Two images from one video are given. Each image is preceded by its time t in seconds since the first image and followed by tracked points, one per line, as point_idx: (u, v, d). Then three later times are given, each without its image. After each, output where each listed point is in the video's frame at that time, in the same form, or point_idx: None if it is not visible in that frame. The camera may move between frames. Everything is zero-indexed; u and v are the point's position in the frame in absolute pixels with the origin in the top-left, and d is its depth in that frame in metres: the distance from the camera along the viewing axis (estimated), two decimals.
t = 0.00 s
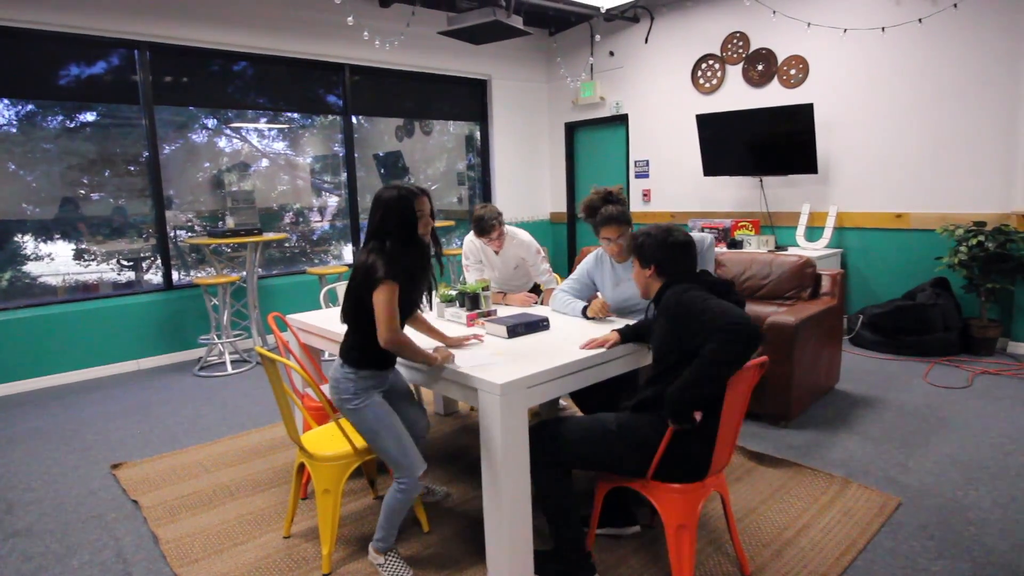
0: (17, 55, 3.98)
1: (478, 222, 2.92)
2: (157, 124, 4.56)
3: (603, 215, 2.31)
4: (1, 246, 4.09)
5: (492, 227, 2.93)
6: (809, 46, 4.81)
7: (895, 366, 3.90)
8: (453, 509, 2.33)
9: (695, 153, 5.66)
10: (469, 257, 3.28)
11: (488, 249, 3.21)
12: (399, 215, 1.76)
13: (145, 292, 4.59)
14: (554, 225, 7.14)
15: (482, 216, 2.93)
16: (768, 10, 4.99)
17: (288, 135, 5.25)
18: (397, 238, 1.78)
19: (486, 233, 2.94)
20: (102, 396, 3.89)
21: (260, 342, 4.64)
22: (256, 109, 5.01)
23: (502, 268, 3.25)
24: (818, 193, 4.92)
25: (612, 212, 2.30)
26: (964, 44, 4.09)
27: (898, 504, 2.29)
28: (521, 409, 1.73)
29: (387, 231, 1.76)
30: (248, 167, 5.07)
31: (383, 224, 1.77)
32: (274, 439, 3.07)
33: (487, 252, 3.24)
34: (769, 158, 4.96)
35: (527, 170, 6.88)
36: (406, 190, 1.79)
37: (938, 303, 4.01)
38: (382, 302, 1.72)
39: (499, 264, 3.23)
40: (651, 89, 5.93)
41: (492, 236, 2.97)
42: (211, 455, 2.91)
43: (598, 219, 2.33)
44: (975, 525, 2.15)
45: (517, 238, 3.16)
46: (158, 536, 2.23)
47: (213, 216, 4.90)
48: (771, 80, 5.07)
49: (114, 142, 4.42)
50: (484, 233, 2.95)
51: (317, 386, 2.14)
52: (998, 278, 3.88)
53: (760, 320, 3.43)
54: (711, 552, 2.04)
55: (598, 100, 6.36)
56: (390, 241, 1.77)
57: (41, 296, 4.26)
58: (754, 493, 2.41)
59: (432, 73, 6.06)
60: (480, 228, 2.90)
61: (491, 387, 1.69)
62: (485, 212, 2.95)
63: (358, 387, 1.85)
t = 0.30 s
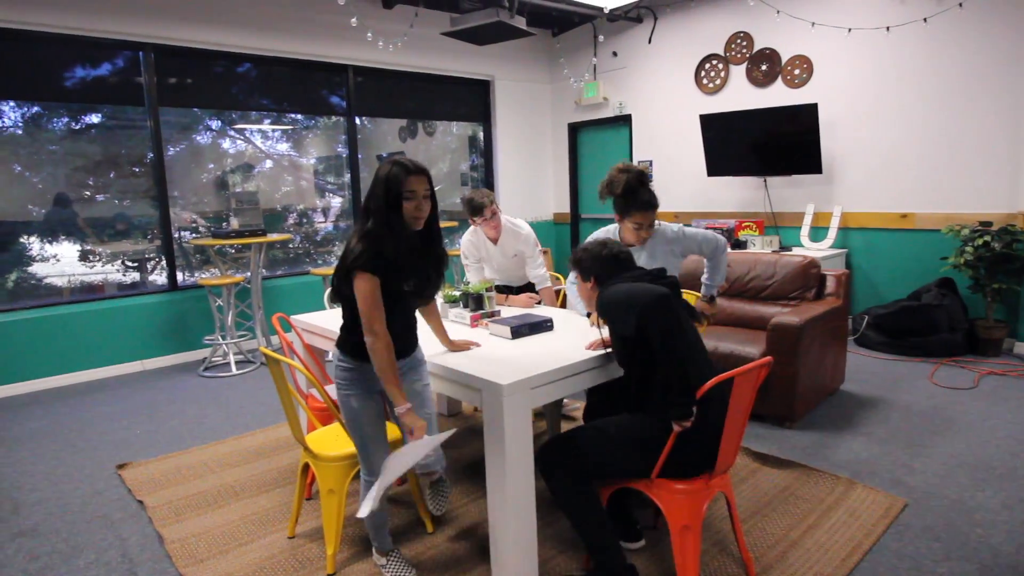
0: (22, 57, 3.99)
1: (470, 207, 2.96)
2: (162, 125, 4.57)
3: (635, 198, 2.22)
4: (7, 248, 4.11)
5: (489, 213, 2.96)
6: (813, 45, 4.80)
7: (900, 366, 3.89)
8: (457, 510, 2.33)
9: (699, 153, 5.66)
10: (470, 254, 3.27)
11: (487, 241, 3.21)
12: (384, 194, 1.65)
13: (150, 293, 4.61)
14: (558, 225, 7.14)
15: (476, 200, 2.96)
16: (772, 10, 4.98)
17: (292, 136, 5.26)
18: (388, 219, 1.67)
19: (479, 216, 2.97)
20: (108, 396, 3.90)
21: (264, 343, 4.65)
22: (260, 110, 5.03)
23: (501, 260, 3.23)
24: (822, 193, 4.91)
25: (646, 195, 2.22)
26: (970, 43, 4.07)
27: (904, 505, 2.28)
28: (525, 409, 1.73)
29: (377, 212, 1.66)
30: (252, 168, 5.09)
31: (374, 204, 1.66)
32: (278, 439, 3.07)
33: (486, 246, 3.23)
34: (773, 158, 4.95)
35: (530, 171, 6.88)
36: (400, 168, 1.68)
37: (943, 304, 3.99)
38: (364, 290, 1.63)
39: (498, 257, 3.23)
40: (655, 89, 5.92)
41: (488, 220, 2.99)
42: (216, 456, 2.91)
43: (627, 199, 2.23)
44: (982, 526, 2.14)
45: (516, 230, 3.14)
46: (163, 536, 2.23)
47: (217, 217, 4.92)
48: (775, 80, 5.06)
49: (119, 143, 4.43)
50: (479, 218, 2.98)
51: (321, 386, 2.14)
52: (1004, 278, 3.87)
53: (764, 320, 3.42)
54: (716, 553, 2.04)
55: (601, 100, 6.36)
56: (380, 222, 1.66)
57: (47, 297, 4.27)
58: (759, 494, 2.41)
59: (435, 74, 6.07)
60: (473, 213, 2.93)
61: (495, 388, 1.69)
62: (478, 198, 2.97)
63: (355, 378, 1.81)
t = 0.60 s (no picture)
0: (26, 56, 4.01)
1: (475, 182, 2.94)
2: (165, 125, 4.58)
3: (670, 172, 2.15)
4: (10, 247, 4.12)
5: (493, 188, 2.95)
6: (816, 47, 4.79)
7: (903, 368, 3.88)
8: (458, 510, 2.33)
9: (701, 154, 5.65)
10: (472, 235, 3.26)
11: (490, 222, 3.20)
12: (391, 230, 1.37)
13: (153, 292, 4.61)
14: (560, 225, 7.14)
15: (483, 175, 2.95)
16: (776, 11, 4.98)
17: (295, 136, 5.27)
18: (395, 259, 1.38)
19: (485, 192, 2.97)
20: (109, 395, 3.90)
21: (267, 342, 4.66)
22: (263, 110, 5.03)
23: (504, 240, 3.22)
24: (825, 194, 4.90)
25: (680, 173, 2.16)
26: (974, 44, 4.06)
27: (907, 507, 2.27)
28: (527, 408, 1.73)
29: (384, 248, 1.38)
30: (255, 168, 5.09)
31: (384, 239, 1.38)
32: (280, 439, 3.08)
33: (487, 228, 3.23)
34: (777, 159, 4.94)
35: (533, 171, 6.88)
36: (416, 197, 1.37)
37: (946, 305, 3.98)
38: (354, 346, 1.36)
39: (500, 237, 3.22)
40: (658, 89, 5.92)
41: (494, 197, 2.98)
42: (218, 455, 2.92)
43: (661, 172, 2.15)
44: (984, 528, 2.13)
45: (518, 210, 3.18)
46: (166, 534, 2.24)
47: (220, 216, 4.92)
48: (778, 81, 5.05)
49: (122, 142, 4.44)
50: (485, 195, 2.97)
51: (323, 386, 2.14)
52: (1007, 280, 3.86)
53: (767, 321, 3.42)
54: (718, 554, 2.04)
55: (604, 101, 6.35)
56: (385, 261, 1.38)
57: (50, 296, 4.28)
58: (761, 496, 2.40)
59: (438, 74, 6.07)
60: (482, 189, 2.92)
61: (497, 388, 1.69)
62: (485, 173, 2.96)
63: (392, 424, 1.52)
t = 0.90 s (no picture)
0: (26, 57, 4.01)
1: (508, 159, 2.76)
2: (165, 125, 4.58)
3: (730, 148, 2.06)
4: (9, 247, 4.12)
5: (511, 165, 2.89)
6: (815, 48, 4.80)
7: (902, 368, 3.88)
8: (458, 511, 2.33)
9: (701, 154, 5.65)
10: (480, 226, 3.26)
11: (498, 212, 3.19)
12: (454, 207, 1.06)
13: (152, 293, 4.61)
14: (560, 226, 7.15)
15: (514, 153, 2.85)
16: (775, 12, 4.99)
17: (295, 137, 5.27)
18: (452, 237, 1.06)
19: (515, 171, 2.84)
20: (109, 396, 3.90)
21: (267, 342, 4.65)
22: (263, 110, 5.04)
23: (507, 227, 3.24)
24: (825, 195, 4.90)
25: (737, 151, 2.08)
26: (973, 45, 4.06)
27: (906, 507, 2.27)
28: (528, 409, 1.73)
29: (440, 219, 1.06)
30: (255, 169, 5.09)
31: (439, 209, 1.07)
32: (280, 439, 3.08)
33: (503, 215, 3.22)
34: (777, 159, 4.95)
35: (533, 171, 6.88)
36: (487, 163, 1.07)
37: (945, 305, 3.99)
38: (389, 336, 1.04)
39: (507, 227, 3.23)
40: (658, 90, 5.92)
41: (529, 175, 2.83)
42: (217, 456, 2.92)
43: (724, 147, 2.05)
44: (983, 528, 2.13)
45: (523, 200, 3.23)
46: (165, 535, 2.24)
47: (220, 217, 4.92)
48: (778, 82, 5.06)
49: (122, 143, 4.44)
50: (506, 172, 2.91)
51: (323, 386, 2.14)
52: (1006, 280, 3.86)
53: (767, 322, 3.42)
54: (718, 554, 2.04)
55: (604, 102, 6.36)
56: (442, 237, 1.06)
57: (49, 296, 4.28)
58: (761, 496, 2.40)
59: (438, 75, 6.07)
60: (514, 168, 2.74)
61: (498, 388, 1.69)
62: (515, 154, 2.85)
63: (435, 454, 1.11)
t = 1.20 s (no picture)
0: (28, 62, 4.03)
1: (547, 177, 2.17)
2: (166, 131, 4.59)
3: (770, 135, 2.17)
4: (9, 252, 4.12)
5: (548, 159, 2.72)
6: (814, 56, 4.82)
7: (902, 376, 3.88)
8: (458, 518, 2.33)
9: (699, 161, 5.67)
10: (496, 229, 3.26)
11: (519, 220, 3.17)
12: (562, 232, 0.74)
13: (152, 298, 4.59)
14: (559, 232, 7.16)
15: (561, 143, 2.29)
16: (773, 20, 5.01)
17: (295, 143, 5.28)
18: (557, 278, 0.75)
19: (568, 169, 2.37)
20: (108, 402, 3.90)
21: (266, 348, 4.65)
22: (264, 116, 5.05)
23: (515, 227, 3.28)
24: (823, 202, 4.91)
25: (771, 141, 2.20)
26: (972, 53, 4.08)
27: (906, 515, 2.27)
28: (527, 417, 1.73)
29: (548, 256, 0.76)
30: (255, 174, 5.10)
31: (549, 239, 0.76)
32: (279, 445, 3.07)
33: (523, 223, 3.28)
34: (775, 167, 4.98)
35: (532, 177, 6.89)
36: (611, 165, 0.73)
37: (945, 313, 3.99)
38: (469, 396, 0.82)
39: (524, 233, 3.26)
40: (657, 97, 5.94)
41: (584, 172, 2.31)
42: (216, 462, 2.91)
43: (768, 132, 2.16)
44: (983, 536, 2.13)
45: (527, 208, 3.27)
46: (163, 543, 2.22)
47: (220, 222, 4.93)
48: (776, 89, 5.07)
49: (122, 148, 4.45)
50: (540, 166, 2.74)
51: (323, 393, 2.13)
52: (1005, 288, 3.87)
53: (766, 329, 3.42)
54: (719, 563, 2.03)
55: (603, 109, 6.38)
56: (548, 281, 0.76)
57: (49, 301, 4.27)
58: (760, 503, 2.40)
59: (437, 81, 6.08)
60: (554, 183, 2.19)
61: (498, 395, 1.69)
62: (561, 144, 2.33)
63: None
